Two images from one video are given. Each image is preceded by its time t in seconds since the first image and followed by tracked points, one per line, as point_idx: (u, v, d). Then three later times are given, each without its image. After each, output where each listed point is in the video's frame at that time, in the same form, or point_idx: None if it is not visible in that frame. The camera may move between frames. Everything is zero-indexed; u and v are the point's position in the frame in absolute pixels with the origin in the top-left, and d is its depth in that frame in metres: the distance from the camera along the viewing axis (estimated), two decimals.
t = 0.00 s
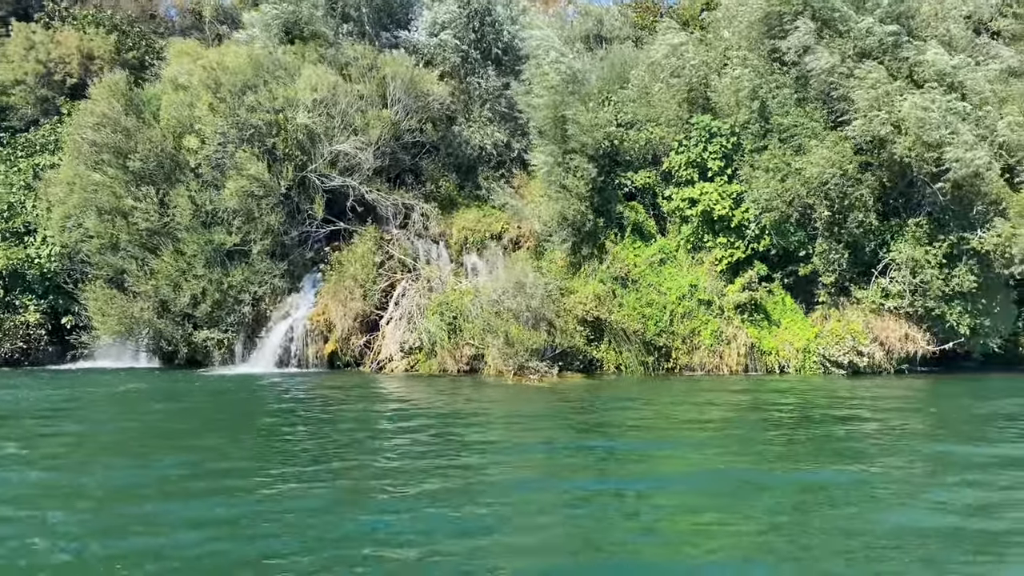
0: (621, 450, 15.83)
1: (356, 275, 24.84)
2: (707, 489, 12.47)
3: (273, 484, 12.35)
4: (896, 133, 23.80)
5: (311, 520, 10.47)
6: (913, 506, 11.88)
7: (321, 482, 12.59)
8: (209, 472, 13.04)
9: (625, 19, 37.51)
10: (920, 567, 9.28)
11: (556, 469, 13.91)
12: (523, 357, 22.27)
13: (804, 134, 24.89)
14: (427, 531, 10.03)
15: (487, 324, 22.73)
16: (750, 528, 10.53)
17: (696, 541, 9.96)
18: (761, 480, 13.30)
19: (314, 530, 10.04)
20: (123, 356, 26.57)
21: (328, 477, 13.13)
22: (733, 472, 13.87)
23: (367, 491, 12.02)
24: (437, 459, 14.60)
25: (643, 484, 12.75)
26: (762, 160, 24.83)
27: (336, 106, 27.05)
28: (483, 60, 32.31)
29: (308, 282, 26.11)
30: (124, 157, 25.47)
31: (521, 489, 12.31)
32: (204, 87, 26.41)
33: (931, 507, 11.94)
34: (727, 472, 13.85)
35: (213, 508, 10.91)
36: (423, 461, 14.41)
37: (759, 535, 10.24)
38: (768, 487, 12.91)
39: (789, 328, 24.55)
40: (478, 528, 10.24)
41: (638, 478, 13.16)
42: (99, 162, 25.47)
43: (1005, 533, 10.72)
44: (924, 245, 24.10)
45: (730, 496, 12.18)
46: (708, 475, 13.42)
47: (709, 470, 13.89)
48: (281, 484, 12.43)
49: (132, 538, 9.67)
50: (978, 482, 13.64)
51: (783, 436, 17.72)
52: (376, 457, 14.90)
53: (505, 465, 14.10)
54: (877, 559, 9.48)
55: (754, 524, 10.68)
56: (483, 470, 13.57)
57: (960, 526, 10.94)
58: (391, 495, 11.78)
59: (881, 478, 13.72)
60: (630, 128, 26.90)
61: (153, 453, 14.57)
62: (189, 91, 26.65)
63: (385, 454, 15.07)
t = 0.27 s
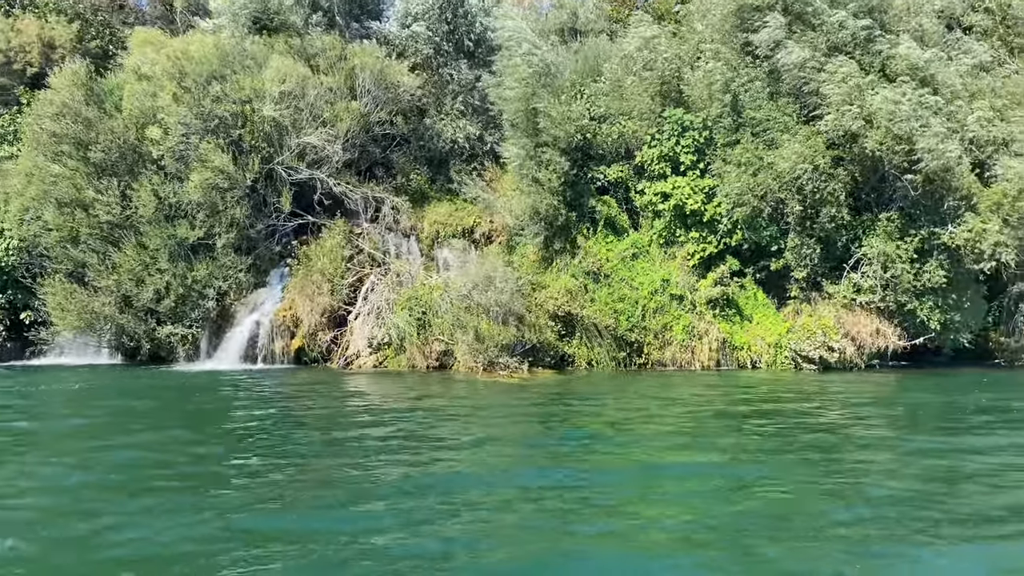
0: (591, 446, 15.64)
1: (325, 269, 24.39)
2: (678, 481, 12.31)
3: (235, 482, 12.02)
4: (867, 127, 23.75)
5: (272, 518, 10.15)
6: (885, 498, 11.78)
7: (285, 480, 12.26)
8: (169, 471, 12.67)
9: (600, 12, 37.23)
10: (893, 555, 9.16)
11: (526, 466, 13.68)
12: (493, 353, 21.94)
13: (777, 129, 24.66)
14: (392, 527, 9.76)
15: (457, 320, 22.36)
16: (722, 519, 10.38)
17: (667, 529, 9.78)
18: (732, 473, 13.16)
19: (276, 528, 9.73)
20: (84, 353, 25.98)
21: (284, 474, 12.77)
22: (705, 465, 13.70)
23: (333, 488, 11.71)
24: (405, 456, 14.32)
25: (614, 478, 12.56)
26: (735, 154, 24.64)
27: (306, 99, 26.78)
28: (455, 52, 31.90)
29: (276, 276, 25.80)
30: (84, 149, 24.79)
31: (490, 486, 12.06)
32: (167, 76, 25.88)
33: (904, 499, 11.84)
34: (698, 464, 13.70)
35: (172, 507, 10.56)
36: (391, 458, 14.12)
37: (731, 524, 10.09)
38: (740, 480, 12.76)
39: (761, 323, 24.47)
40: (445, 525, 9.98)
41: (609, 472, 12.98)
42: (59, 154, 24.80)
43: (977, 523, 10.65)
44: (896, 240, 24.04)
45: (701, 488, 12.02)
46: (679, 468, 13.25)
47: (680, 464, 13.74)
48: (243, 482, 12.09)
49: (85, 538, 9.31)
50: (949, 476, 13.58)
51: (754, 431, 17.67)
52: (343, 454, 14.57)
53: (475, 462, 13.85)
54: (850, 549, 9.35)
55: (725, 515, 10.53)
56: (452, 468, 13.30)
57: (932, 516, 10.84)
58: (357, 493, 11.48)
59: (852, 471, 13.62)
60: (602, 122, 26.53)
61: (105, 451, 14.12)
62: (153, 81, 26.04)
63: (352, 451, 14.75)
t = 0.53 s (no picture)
0: (564, 446, 15.49)
1: (295, 265, 24.12)
2: (652, 483, 12.21)
3: (202, 480, 11.77)
4: (840, 124, 23.73)
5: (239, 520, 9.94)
6: (858, 498, 11.73)
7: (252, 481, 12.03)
8: (126, 469, 12.37)
9: (578, 6, 36.96)
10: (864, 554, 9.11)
11: (497, 467, 13.51)
12: (465, 351, 21.81)
13: (752, 125, 24.67)
14: (363, 528, 9.59)
15: (429, 318, 22.01)
16: (695, 521, 10.29)
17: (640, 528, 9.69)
18: (706, 475, 13.02)
19: (242, 528, 9.51)
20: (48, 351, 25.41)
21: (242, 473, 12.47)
22: (678, 466, 13.58)
23: (300, 488, 11.49)
24: (376, 456, 14.11)
25: (586, 480, 12.45)
26: (709, 151, 24.62)
27: (276, 93, 26.31)
28: (430, 46, 31.51)
29: (246, 273, 25.38)
30: (48, 142, 24.33)
31: (462, 487, 11.89)
32: (134, 68, 25.52)
33: (877, 499, 11.79)
34: (670, 465, 13.57)
35: (135, 506, 10.31)
36: (361, 459, 13.91)
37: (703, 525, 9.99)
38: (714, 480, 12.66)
39: (735, 320, 24.38)
40: (416, 525, 9.78)
41: (582, 475, 12.84)
42: (22, 147, 24.36)
43: (949, 522, 10.62)
44: (869, 237, 24.02)
45: (675, 490, 11.92)
46: (654, 469, 13.15)
47: (653, 465, 13.63)
48: (209, 481, 11.85)
49: (48, 536, 9.07)
50: (921, 474, 13.57)
51: (728, 429, 17.63)
52: (311, 454, 14.33)
53: (447, 464, 13.68)
54: (816, 552, 9.22)
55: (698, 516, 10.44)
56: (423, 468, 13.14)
57: (901, 518, 10.74)
58: (325, 493, 11.27)
59: (825, 471, 13.56)
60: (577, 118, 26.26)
61: (60, 450, 13.76)
62: (119, 74, 25.63)
63: (321, 451, 14.53)
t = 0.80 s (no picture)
0: (538, 448, 15.21)
1: (267, 264, 23.80)
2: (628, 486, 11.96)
3: (157, 486, 11.41)
4: (819, 122, 23.38)
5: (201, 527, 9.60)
6: (836, 499, 11.54)
7: (215, 487, 11.67)
8: (80, 475, 12.01)
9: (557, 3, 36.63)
10: (838, 559, 8.90)
11: (464, 469, 13.20)
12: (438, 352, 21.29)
13: (729, 124, 24.39)
14: (329, 534, 9.28)
15: (402, 318, 21.61)
16: (672, 524, 10.04)
17: (610, 534, 9.45)
18: (682, 476, 12.79)
19: (204, 536, 9.16)
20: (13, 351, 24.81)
21: (200, 478, 12.12)
22: (654, 468, 13.33)
23: (267, 493, 11.15)
24: (345, 459, 13.77)
25: (561, 483, 12.17)
26: (687, 149, 24.22)
27: (249, 89, 25.83)
28: (406, 42, 31.07)
29: (216, 272, 24.96)
30: (13, 138, 23.87)
31: (433, 491, 11.58)
32: (103, 63, 25.04)
33: (855, 500, 11.60)
34: (646, 467, 13.33)
35: (93, 513, 9.93)
36: (330, 462, 13.57)
37: (680, 528, 9.76)
38: (690, 482, 12.43)
39: (713, 320, 24.24)
40: (384, 530, 9.47)
41: (557, 477, 12.56)
42: None
43: (921, 525, 10.39)
44: (847, 236, 23.87)
45: (644, 492, 11.65)
46: (630, 471, 12.90)
47: (628, 467, 13.38)
48: (172, 487, 11.48)
49: None
50: (900, 475, 13.40)
51: (705, 430, 17.41)
52: (279, 457, 13.97)
53: (419, 467, 13.36)
54: (783, 556, 8.98)
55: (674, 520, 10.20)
56: (393, 472, 12.82)
57: (872, 519, 10.52)
58: (291, 498, 10.94)
59: (802, 472, 13.37)
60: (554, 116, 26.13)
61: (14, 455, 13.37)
62: (87, 67, 25.18)
63: (290, 455, 14.16)
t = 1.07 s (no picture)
0: (515, 452, 15.00)
1: (241, 267, 23.51)
2: (604, 491, 11.79)
3: (115, 495, 11.07)
4: (798, 124, 23.42)
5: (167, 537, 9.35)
6: (814, 503, 11.41)
7: (184, 493, 11.41)
8: (37, 484, 11.64)
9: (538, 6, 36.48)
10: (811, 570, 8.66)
11: (435, 475, 12.91)
12: (414, 356, 20.94)
13: (709, 126, 24.19)
14: (300, 544, 9.05)
15: (378, 322, 21.25)
16: (649, 530, 9.89)
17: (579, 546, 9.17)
18: (660, 480, 12.62)
19: (157, 550, 8.82)
20: None
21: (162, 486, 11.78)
22: (632, 472, 13.16)
23: (236, 500, 10.90)
24: (318, 465, 13.52)
25: (537, 488, 11.98)
26: (667, 152, 24.14)
27: (225, 90, 25.44)
28: (386, 43, 30.78)
29: (189, 275, 24.56)
30: None
31: (407, 497, 11.37)
32: (75, 62, 24.62)
33: (834, 504, 11.47)
34: (624, 471, 13.15)
35: (57, 522, 9.65)
36: (302, 467, 13.32)
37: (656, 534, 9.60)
38: (668, 486, 12.26)
39: (693, 324, 24.10)
40: (351, 540, 9.21)
41: (533, 482, 12.37)
42: None
43: (898, 530, 10.17)
44: (826, 239, 23.75)
45: (616, 498, 11.41)
46: (606, 475, 12.73)
47: (606, 471, 13.20)
48: (131, 496, 11.13)
49: None
50: (878, 478, 13.30)
51: (683, 433, 17.24)
52: (250, 463, 13.70)
53: (393, 472, 13.13)
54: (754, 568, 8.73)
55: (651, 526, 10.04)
56: (366, 477, 12.59)
57: (848, 526, 10.30)
58: (256, 507, 10.63)
59: (781, 476, 13.24)
60: (534, 118, 25.92)
61: None
62: (59, 67, 24.80)
63: (262, 460, 13.90)
